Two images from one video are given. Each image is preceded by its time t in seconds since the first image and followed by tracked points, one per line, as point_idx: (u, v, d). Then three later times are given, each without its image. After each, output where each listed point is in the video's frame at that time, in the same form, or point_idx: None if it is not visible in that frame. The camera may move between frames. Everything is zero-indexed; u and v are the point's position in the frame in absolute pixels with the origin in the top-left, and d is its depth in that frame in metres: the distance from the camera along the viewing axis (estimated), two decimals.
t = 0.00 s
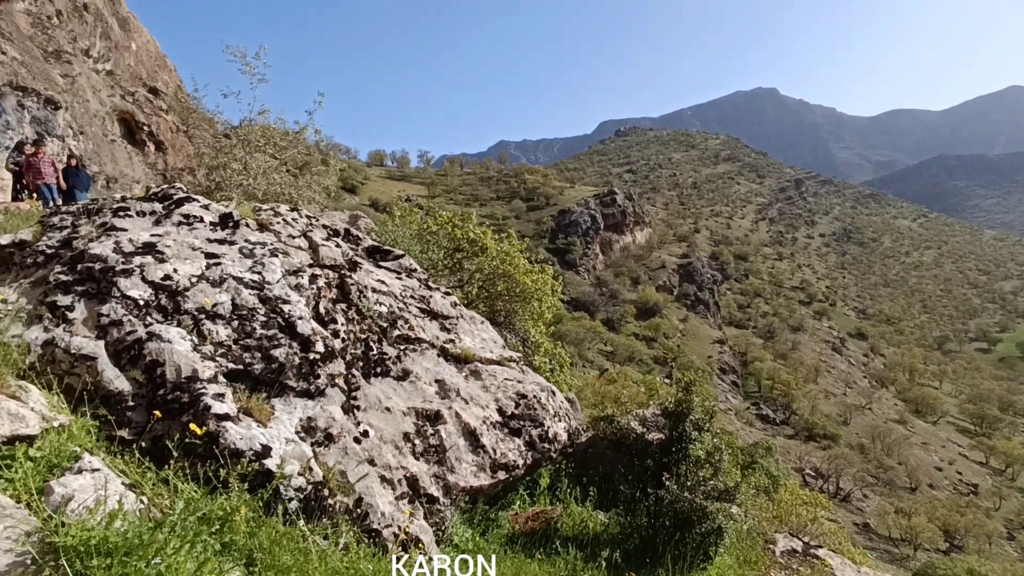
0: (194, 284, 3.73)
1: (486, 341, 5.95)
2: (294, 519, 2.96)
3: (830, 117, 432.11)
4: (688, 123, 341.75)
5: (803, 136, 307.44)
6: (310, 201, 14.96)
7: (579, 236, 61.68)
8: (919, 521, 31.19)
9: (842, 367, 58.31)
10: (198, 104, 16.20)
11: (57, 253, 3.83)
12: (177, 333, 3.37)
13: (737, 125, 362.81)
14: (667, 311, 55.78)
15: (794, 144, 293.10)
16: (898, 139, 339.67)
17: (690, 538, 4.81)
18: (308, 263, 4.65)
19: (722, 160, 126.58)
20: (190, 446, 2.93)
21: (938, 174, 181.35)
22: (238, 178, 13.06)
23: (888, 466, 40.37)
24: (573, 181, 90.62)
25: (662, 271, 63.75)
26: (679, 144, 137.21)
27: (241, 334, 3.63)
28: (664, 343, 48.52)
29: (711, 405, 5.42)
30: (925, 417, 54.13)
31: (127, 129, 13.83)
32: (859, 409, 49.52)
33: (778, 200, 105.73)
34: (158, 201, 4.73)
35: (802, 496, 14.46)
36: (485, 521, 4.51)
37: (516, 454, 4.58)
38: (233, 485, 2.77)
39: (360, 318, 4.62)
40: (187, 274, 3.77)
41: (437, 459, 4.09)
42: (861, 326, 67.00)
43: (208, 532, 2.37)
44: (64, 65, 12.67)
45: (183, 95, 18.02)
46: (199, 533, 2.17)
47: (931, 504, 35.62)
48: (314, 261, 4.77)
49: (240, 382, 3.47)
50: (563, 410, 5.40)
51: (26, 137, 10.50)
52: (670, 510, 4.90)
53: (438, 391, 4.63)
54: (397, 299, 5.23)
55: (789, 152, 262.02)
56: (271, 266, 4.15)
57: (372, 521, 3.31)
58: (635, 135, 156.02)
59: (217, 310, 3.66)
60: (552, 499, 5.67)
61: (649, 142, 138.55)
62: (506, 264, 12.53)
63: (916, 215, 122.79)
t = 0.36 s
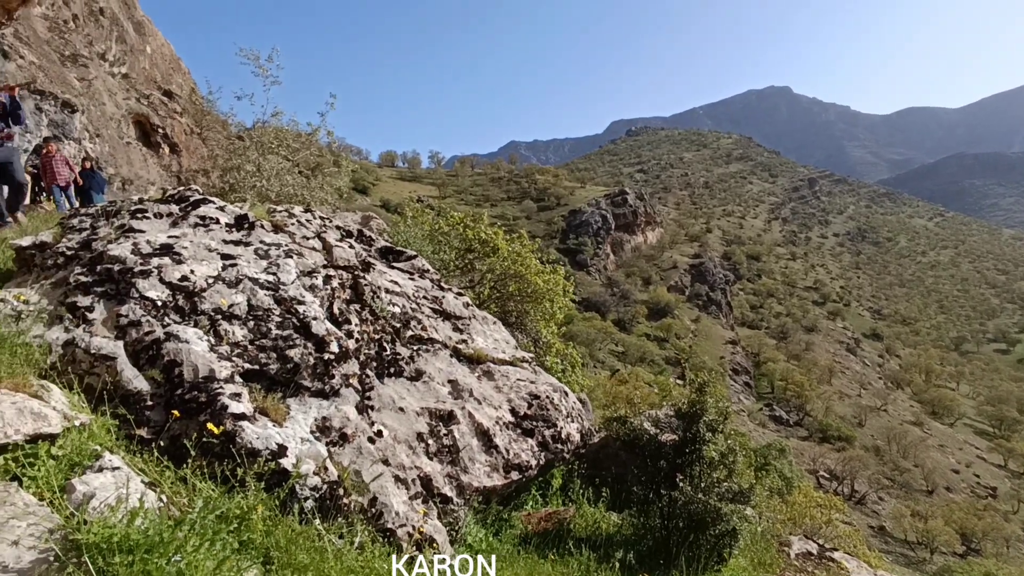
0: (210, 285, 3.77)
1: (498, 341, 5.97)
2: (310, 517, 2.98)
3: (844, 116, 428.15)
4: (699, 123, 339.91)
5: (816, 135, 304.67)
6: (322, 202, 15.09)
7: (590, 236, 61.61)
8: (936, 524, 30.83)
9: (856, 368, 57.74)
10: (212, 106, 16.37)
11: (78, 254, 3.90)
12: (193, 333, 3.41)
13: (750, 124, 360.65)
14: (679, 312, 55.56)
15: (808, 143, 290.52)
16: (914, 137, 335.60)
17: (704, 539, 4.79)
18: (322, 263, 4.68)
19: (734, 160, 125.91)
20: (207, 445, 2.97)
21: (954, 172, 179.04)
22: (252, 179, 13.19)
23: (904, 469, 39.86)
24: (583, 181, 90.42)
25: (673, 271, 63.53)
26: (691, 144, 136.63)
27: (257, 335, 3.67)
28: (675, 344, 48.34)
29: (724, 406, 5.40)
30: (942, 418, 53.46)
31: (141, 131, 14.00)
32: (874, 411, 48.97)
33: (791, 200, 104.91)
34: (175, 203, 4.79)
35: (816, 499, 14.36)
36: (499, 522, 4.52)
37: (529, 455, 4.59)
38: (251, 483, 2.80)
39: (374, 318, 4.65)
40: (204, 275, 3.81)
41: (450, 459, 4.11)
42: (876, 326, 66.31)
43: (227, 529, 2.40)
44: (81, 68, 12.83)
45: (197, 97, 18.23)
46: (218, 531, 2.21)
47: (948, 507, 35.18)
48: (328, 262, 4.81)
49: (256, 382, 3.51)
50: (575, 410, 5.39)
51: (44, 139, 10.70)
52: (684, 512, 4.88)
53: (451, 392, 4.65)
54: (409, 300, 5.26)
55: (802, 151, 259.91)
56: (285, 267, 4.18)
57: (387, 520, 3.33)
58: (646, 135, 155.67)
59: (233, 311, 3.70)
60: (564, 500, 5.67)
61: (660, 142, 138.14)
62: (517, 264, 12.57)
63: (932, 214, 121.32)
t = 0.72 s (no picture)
0: (230, 285, 3.82)
1: (513, 341, 5.97)
2: (329, 516, 3.01)
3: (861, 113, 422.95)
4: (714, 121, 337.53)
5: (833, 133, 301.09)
6: (337, 203, 15.22)
7: (603, 236, 61.46)
8: (956, 528, 30.37)
9: (874, 369, 56.96)
10: (229, 108, 16.58)
11: (101, 255, 3.96)
12: (215, 333, 3.46)
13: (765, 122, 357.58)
14: (693, 312, 55.24)
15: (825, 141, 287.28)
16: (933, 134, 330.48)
17: (722, 542, 4.76)
18: (340, 264, 4.72)
19: (749, 159, 124.86)
20: (229, 444, 3.00)
21: (975, 170, 176.14)
22: (268, 181, 13.35)
23: (924, 471, 39.31)
24: (597, 180, 90.24)
25: (687, 270, 63.17)
26: (705, 142, 135.75)
27: (276, 334, 3.71)
28: (689, 344, 48.07)
29: (742, 407, 5.37)
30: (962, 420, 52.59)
31: (158, 134, 14.36)
32: (893, 412, 48.25)
33: (807, 198, 103.83)
34: (194, 204, 4.85)
35: (834, 501, 14.22)
36: (515, 522, 4.52)
37: (545, 454, 4.59)
38: (272, 482, 2.83)
39: (390, 319, 4.67)
40: (224, 276, 3.86)
41: (466, 458, 4.12)
42: (895, 327, 65.39)
43: (248, 526, 2.43)
44: (100, 72, 13.03)
45: (212, 100, 18.51)
46: (241, 528, 2.23)
47: (969, 510, 34.61)
48: (345, 262, 4.85)
49: (275, 381, 3.55)
50: (591, 411, 5.39)
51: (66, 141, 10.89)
52: (700, 514, 4.86)
53: (467, 392, 4.66)
54: (425, 300, 5.29)
55: (818, 149, 257.10)
56: (303, 267, 4.23)
57: (405, 519, 3.35)
58: (660, 134, 154.94)
59: (253, 311, 3.75)
60: (580, 501, 5.65)
61: (674, 141, 137.42)
62: (531, 265, 12.59)
63: (952, 212, 119.55)
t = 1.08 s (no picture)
0: (252, 289, 3.87)
1: (531, 344, 5.99)
2: (350, 517, 3.05)
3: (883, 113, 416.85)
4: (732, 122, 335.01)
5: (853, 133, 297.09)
6: (354, 206, 15.38)
7: (619, 238, 61.29)
8: (982, 535, 29.78)
9: (897, 373, 55.99)
10: (249, 114, 16.83)
11: (127, 259, 4.04)
12: (237, 336, 3.51)
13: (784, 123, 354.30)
14: (710, 315, 54.83)
15: (845, 142, 283.35)
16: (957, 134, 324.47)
17: (743, 547, 4.74)
18: (359, 267, 4.78)
19: (768, 160, 123.66)
20: (253, 445, 3.04)
21: (1001, 170, 172.56)
22: (288, 185, 13.56)
23: (948, 477, 38.54)
24: (613, 182, 90.02)
25: (704, 273, 62.72)
26: (722, 144, 134.75)
27: (297, 337, 3.76)
28: (707, 347, 47.74)
29: (762, 411, 5.32)
30: (989, 426, 51.46)
31: (180, 139, 14.67)
32: (916, 417, 47.34)
33: (827, 200, 102.50)
34: (217, 209, 4.93)
35: (856, 507, 14.02)
36: (534, 525, 4.52)
37: (563, 458, 4.58)
38: (294, 483, 2.87)
39: (409, 321, 4.71)
40: (247, 279, 3.93)
41: (485, 461, 4.13)
42: (918, 330, 64.26)
43: (273, 526, 2.46)
44: (123, 79, 13.33)
45: (232, 105, 18.86)
46: (266, 529, 2.28)
47: (996, 519, 33.86)
48: (364, 265, 4.90)
49: (297, 384, 3.59)
50: (609, 414, 5.37)
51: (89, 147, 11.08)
52: (721, 519, 4.84)
53: (485, 395, 4.68)
54: (444, 302, 5.31)
55: (839, 149, 253.80)
56: (323, 271, 4.28)
57: (424, 521, 3.38)
58: (676, 136, 154.23)
59: (275, 314, 3.80)
60: (598, 503, 5.62)
61: (691, 143, 136.61)
62: (547, 267, 12.60)
63: (977, 212, 117.16)
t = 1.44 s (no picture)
0: (279, 294, 3.94)
1: (552, 349, 5.99)
2: (375, 521, 3.07)
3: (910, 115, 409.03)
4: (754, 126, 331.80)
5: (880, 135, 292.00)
6: (375, 212, 15.56)
7: (639, 243, 61.02)
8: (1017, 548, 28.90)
9: (926, 380, 54.70)
10: (272, 122, 17.14)
11: (158, 266, 4.14)
12: (264, 341, 3.58)
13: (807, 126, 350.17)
14: (733, 320, 54.24)
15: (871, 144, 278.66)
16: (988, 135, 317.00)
17: (769, 556, 4.72)
18: (382, 273, 4.83)
19: (791, 163, 122.13)
20: (279, 448, 3.10)
21: None
22: (310, 192, 13.84)
23: (982, 487, 37.46)
24: (633, 187, 89.73)
25: (726, 278, 62.11)
26: (744, 147, 133.50)
27: (322, 342, 3.81)
28: (729, 353, 47.20)
29: (788, 418, 5.28)
30: None
31: (205, 148, 15.05)
32: (948, 425, 46.09)
33: (853, 203, 100.80)
34: (244, 216, 5.03)
35: (885, 518, 13.74)
36: (556, 532, 4.50)
37: (586, 464, 4.57)
38: (320, 486, 2.92)
39: (431, 326, 4.75)
40: (273, 285, 3.99)
41: (508, 466, 4.13)
42: (949, 336, 62.77)
43: (300, 528, 2.49)
44: (151, 89, 13.70)
45: (255, 114, 19.28)
46: (294, 532, 2.31)
47: None
48: (387, 272, 4.95)
49: (322, 388, 3.64)
50: (631, 421, 5.34)
51: (118, 157, 11.41)
52: (747, 527, 4.83)
53: (507, 400, 4.69)
54: (465, 308, 5.34)
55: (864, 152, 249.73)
56: (347, 277, 4.33)
57: (448, 525, 3.40)
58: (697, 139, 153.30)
59: (300, 320, 3.86)
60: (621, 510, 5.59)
61: (712, 147, 135.61)
62: (568, 273, 12.59)
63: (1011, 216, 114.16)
